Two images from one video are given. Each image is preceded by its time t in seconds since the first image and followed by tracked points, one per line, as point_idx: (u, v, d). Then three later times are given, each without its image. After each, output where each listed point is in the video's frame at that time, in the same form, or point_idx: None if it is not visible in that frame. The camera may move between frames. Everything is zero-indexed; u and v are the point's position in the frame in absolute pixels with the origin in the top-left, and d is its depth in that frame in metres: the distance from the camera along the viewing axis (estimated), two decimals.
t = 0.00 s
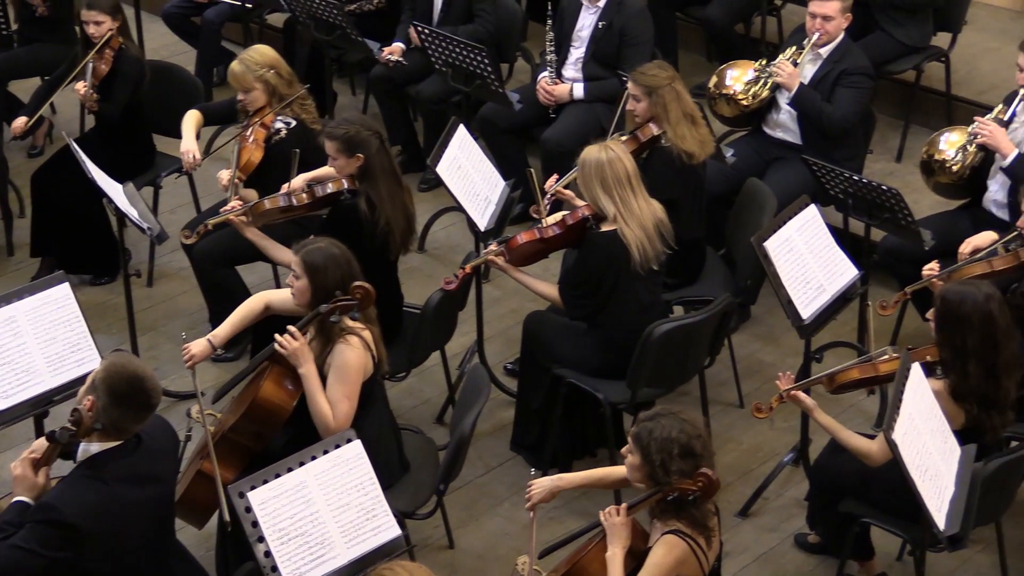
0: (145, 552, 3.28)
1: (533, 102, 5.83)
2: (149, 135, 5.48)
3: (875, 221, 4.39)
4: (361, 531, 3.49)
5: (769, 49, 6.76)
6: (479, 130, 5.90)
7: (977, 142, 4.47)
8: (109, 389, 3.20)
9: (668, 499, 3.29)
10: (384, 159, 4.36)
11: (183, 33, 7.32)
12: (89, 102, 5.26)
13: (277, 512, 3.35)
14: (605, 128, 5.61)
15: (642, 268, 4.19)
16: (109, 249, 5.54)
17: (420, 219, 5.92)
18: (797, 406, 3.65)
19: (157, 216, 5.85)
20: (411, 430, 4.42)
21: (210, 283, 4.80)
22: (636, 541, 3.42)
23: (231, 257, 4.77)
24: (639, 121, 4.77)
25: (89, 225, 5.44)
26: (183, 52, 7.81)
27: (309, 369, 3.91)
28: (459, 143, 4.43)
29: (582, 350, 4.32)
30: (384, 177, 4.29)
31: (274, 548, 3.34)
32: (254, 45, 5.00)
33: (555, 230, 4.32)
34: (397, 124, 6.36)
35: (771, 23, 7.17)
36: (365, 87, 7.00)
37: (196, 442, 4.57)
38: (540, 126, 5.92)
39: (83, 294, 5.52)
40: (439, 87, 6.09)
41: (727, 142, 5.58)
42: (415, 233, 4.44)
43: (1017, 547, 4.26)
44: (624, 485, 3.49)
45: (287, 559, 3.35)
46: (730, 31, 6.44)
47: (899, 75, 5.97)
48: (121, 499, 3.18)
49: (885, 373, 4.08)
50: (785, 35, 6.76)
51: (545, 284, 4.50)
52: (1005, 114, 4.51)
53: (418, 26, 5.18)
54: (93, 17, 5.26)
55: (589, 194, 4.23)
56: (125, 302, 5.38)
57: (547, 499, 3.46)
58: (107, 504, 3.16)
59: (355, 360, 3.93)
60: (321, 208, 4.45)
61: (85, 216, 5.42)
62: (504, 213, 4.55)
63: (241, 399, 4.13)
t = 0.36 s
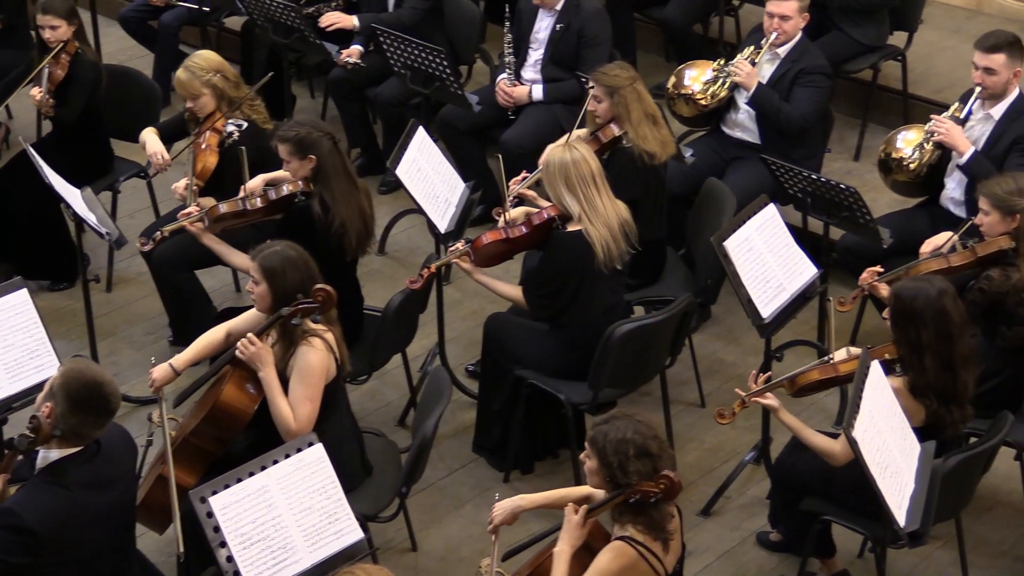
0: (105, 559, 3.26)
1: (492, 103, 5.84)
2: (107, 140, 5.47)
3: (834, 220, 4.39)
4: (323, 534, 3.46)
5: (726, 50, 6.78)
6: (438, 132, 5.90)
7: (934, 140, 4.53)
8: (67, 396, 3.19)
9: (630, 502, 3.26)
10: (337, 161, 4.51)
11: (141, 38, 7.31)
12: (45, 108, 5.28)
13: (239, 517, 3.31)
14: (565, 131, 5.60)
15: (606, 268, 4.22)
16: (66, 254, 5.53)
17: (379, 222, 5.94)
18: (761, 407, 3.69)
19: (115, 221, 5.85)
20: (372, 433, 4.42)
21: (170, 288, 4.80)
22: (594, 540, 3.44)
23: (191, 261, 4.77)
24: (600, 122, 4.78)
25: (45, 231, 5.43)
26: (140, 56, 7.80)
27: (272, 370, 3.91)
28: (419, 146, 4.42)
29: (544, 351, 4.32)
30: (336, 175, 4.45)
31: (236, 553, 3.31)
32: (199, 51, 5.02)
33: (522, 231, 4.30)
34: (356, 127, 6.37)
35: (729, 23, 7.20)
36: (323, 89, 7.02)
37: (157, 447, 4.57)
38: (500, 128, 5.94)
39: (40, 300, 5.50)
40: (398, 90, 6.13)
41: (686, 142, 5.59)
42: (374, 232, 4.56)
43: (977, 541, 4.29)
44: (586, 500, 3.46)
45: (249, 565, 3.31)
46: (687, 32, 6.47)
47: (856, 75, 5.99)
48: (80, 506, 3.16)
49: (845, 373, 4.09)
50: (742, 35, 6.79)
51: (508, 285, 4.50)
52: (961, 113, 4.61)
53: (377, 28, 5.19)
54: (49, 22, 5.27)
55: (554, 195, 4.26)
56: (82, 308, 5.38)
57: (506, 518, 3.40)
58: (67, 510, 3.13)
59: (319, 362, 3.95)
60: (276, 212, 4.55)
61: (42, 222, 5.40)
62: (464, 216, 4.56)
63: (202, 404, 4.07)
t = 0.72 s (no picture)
0: (63, 567, 3.25)
1: (451, 106, 5.84)
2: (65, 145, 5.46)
3: (794, 220, 4.40)
4: (286, 538, 3.42)
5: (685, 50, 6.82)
6: (398, 134, 5.89)
7: (891, 139, 4.55)
8: (26, 403, 3.15)
9: (593, 501, 3.27)
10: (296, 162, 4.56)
11: (99, 42, 7.31)
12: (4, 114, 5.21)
13: (202, 522, 3.26)
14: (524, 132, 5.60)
15: (576, 273, 4.22)
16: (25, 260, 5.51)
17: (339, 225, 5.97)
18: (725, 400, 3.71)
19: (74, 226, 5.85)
20: (335, 437, 4.41)
21: (129, 292, 4.80)
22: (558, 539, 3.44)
23: (151, 266, 4.77)
24: (566, 122, 4.75)
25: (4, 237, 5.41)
26: (98, 60, 7.81)
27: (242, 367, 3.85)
28: (378, 149, 4.42)
29: (506, 353, 4.33)
30: (296, 178, 4.50)
31: (200, 558, 3.25)
32: (162, 50, 5.11)
33: (494, 229, 4.36)
34: (315, 130, 6.40)
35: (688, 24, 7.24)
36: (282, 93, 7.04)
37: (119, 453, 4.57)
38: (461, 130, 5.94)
39: None
40: (357, 93, 6.14)
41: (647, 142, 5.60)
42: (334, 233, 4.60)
43: (938, 537, 4.31)
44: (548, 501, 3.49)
45: (212, 570, 3.26)
46: (646, 33, 6.50)
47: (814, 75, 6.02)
48: (39, 513, 3.14)
49: (806, 370, 4.12)
50: (701, 35, 6.83)
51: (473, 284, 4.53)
52: (919, 111, 4.62)
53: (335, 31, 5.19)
54: (6, 27, 5.30)
55: (529, 197, 4.25)
56: (42, 314, 5.37)
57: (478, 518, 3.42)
58: (26, 518, 3.11)
59: (285, 363, 3.91)
60: (234, 214, 4.62)
61: None
62: (424, 218, 4.55)
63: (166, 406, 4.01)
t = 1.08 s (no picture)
0: None
1: (412, 110, 5.84)
2: (26, 152, 5.46)
3: (755, 220, 4.41)
4: (251, 544, 3.33)
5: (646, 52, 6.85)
6: (359, 138, 5.87)
7: (851, 138, 4.56)
8: None
9: (559, 500, 3.26)
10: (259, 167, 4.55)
11: (59, 49, 7.41)
12: None
13: (164, 529, 3.18)
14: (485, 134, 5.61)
15: (546, 280, 4.22)
16: None
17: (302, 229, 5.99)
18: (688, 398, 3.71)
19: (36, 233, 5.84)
20: (300, 441, 4.40)
21: (91, 298, 4.81)
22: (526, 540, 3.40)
23: (112, 271, 4.78)
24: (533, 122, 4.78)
25: None
26: (58, 65, 7.82)
27: (204, 375, 3.78)
28: (340, 152, 4.43)
29: (469, 356, 4.32)
30: (260, 184, 4.49)
31: (163, 566, 3.17)
32: (138, 49, 5.12)
33: (469, 230, 4.30)
34: (276, 134, 6.42)
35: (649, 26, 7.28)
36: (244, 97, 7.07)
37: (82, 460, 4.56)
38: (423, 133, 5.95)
39: None
40: (318, 98, 6.16)
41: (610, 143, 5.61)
42: (297, 236, 4.60)
43: (902, 535, 4.33)
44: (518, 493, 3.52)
45: None
46: (606, 35, 6.53)
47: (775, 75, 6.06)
48: None
49: (771, 367, 4.10)
50: (661, 37, 6.87)
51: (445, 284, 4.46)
52: (879, 111, 4.62)
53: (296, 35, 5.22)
54: None
55: (507, 200, 4.25)
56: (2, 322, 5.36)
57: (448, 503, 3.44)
58: None
59: (252, 368, 3.85)
60: (197, 219, 4.65)
61: None
62: (387, 221, 4.55)
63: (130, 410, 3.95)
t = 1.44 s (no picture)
0: None
1: (368, 112, 5.84)
2: None
3: (712, 219, 4.42)
4: (210, 549, 3.29)
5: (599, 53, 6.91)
6: (315, 141, 5.87)
7: (804, 138, 4.58)
8: None
9: (520, 498, 3.27)
10: (216, 170, 4.55)
11: (8, 53, 7.35)
12: None
13: (123, 536, 3.13)
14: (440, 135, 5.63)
15: (506, 284, 4.17)
16: None
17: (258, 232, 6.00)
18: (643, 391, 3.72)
19: None
20: (258, 446, 4.38)
21: (44, 304, 4.79)
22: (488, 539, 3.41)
23: (67, 276, 4.77)
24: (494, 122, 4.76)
25: None
26: (8, 71, 7.78)
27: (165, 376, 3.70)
28: (295, 156, 4.40)
29: (428, 358, 4.31)
30: (216, 189, 4.48)
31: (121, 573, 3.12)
32: (105, 50, 5.14)
33: (431, 230, 4.29)
34: (230, 138, 6.42)
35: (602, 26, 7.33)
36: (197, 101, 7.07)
37: (36, 467, 4.53)
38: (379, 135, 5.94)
39: None
40: (273, 101, 6.17)
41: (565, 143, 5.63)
42: (254, 240, 4.58)
43: (859, 532, 4.35)
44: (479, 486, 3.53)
45: None
46: (561, 37, 6.59)
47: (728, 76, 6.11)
48: None
49: (727, 361, 4.14)
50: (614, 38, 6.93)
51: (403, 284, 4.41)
52: (834, 110, 4.67)
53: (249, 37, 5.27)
54: None
55: (470, 203, 4.18)
56: None
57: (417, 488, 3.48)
58: None
59: (211, 370, 3.78)
60: (155, 223, 4.64)
61: None
62: (344, 224, 4.53)
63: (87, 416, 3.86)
